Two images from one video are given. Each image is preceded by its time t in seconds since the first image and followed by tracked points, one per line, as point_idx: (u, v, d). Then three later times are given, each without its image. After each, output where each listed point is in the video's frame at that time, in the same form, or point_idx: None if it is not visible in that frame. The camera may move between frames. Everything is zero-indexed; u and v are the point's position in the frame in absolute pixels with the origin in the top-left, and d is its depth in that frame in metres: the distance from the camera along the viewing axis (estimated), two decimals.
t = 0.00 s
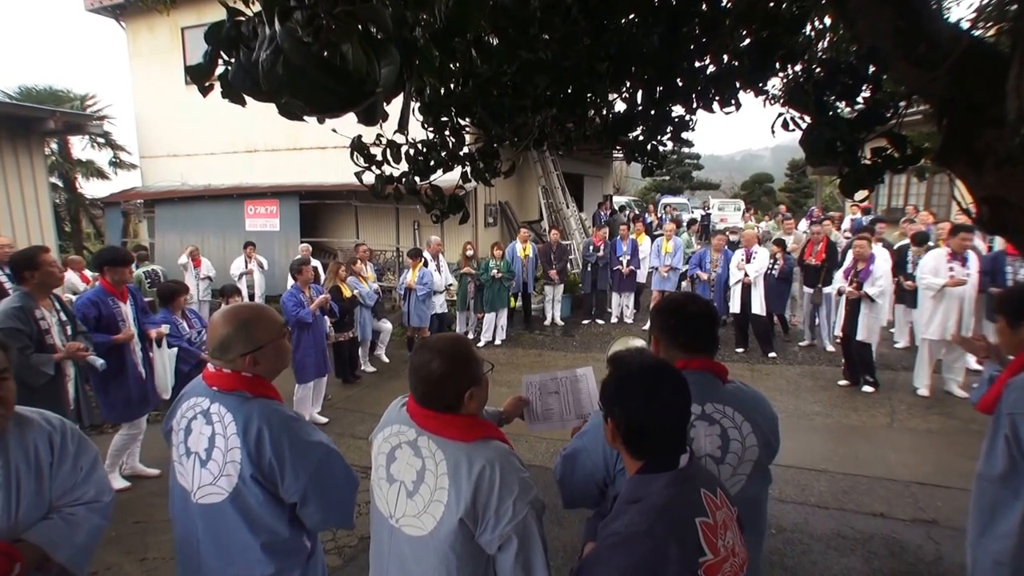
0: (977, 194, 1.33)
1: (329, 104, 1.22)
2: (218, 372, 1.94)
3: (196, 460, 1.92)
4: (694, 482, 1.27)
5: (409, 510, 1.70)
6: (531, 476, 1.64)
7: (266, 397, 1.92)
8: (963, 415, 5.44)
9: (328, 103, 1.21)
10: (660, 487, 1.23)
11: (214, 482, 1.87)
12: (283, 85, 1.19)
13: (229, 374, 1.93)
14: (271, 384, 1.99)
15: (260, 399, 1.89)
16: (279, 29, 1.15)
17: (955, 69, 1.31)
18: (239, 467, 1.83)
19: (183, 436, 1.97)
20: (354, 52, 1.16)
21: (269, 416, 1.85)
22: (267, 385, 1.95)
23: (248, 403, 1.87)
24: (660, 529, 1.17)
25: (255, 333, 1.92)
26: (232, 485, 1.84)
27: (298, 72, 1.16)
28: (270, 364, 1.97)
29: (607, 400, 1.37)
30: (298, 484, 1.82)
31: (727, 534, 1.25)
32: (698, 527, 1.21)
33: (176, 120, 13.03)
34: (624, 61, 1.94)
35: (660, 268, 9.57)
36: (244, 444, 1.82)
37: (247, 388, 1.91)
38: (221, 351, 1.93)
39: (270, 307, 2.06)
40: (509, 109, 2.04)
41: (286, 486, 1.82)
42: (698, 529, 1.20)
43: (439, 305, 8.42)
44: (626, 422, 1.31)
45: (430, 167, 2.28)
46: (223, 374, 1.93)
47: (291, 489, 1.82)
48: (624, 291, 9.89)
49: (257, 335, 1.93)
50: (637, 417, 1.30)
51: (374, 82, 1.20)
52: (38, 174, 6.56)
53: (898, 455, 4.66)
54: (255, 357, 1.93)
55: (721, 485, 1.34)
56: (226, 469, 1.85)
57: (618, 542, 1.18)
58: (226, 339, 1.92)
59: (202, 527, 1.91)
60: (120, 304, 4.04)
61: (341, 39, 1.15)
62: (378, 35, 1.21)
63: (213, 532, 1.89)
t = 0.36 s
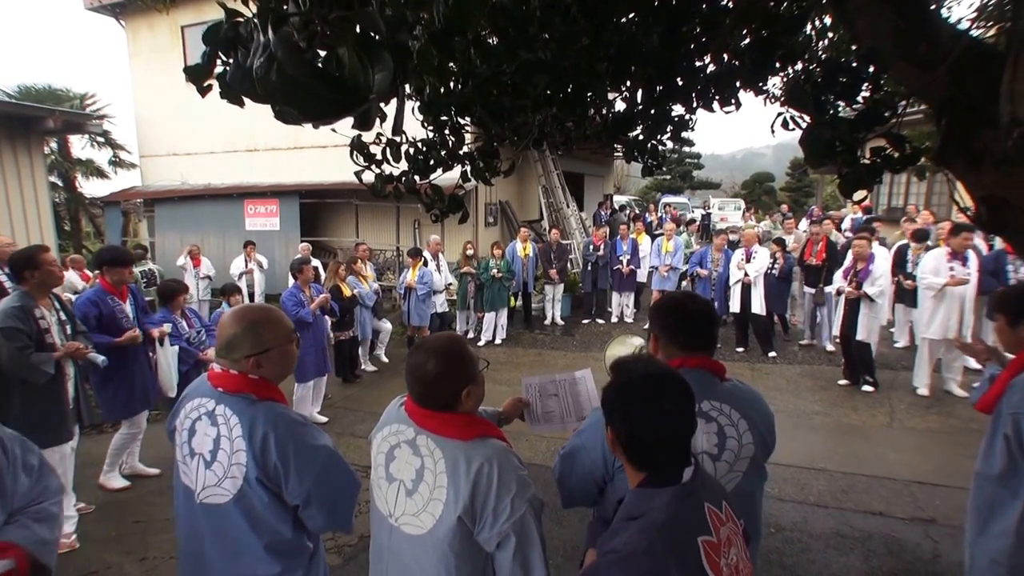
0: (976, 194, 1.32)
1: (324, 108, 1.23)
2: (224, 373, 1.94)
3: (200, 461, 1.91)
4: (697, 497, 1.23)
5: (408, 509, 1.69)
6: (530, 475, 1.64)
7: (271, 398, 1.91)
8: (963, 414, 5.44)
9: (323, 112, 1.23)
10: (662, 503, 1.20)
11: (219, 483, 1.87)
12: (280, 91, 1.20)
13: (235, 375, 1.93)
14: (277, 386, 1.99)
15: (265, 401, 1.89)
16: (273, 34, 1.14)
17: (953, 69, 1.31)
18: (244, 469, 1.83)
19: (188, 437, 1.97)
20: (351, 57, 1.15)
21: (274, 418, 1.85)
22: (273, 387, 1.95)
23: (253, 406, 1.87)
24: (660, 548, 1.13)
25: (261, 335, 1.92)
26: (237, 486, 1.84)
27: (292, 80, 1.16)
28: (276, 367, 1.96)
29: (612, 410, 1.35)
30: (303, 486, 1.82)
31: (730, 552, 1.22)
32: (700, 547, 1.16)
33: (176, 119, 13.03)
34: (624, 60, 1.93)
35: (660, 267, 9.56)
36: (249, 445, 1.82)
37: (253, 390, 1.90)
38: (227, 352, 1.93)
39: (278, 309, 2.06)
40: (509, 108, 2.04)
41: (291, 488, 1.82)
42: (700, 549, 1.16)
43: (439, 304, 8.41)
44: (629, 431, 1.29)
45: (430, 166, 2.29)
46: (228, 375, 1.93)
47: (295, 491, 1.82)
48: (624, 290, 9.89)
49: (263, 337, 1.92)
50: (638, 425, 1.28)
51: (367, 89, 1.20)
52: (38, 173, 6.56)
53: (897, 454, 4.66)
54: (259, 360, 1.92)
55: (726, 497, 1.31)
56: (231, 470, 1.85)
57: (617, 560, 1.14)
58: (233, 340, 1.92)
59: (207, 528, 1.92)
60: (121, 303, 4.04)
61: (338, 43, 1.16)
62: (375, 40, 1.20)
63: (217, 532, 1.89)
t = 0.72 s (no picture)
0: (974, 194, 1.30)
1: (323, 112, 1.22)
2: (225, 374, 1.93)
3: (201, 463, 1.91)
4: (704, 513, 1.22)
5: (406, 506, 1.69)
6: (528, 473, 1.65)
7: (273, 400, 1.91)
8: (964, 414, 5.43)
9: (322, 115, 1.23)
10: (666, 518, 1.19)
11: (221, 484, 1.87)
12: (279, 94, 1.19)
13: (236, 377, 1.92)
14: (278, 388, 1.98)
15: (267, 403, 1.89)
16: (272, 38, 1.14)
17: (952, 68, 1.31)
18: (247, 470, 1.83)
19: (188, 439, 1.96)
20: (349, 59, 1.16)
21: (276, 419, 1.85)
22: (275, 389, 1.94)
23: (256, 407, 1.87)
24: (662, 565, 1.13)
25: (264, 336, 1.91)
26: (240, 488, 1.84)
27: (293, 84, 1.15)
28: (278, 368, 1.95)
29: (616, 417, 1.34)
30: (305, 487, 1.82)
31: (736, 568, 1.22)
32: (704, 565, 1.17)
33: (176, 118, 13.03)
34: (623, 60, 1.92)
35: (661, 267, 9.55)
36: (252, 447, 1.82)
37: (255, 391, 1.90)
38: (228, 354, 1.92)
39: (279, 310, 2.05)
40: (508, 108, 2.03)
41: (293, 489, 1.82)
42: (703, 566, 1.16)
43: (439, 304, 8.41)
44: (632, 440, 1.28)
45: (429, 166, 2.29)
46: (230, 377, 1.92)
47: (297, 491, 1.82)
48: (624, 289, 9.89)
49: (265, 338, 1.92)
50: (640, 431, 1.27)
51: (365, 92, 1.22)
52: (38, 173, 6.56)
53: (898, 454, 4.65)
54: (262, 361, 1.92)
55: (735, 511, 1.30)
56: (233, 472, 1.85)
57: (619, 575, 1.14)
58: (235, 341, 1.91)
59: (209, 530, 1.91)
60: (121, 302, 4.05)
61: (337, 46, 1.16)
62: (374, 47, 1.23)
63: (220, 534, 1.89)
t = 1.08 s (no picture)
0: (972, 194, 1.29)
1: (323, 113, 1.20)
2: (224, 374, 1.92)
3: (204, 463, 1.90)
4: (694, 525, 1.18)
5: (405, 503, 1.69)
6: (526, 468, 1.65)
7: (274, 397, 1.91)
8: (964, 413, 5.43)
9: (323, 116, 1.21)
10: (649, 526, 1.17)
11: (224, 484, 1.87)
12: (281, 94, 1.18)
13: (236, 375, 1.92)
14: (278, 384, 1.99)
15: (269, 400, 1.89)
16: (274, 40, 1.13)
17: (950, 70, 1.31)
18: (251, 468, 1.83)
19: (188, 441, 1.95)
20: (349, 59, 1.16)
21: (279, 417, 1.85)
22: (274, 385, 1.95)
23: (256, 405, 1.87)
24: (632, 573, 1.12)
25: (263, 331, 1.92)
26: (244, 486, 1.84)
27: (295, 84, 1.14)
28: (278, 363, 1.97)
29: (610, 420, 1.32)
30: (308, 483, 1.82)
31: None
32: None
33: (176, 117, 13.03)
34: (623, 60, 1.92)
35: (661, 266, 9.55)
36: (254, 444, 1.82)
37: (256, 388, 1.90)
38: (228, 353, 1.92)
39: (272, 307, 2.05)
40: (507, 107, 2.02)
41: (297, 485, 1.82)
42: None
43: (439, 303, 8.40)
44: (625, 445, 1.26)
45: (428, 164, 2.30)
46: (229, 376, 1.92)
47: (302, 487, 1.82)
48: (625, 289, 9.89)
49: (267, 334, 1.93)
50: (633, 439, 1.25)
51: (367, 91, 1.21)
52: (37, 172, 6.56)
53: (899, 453, 4.64)
54: (265, 356, 1.93)
55: (739, 528, 1.23)
56: (237, 471, 1.85)
57: None
58: (233, 341, 1.90)
59: (213, 530, 1.91)
60: (121, 302, 4.04)
61: (338, 46, 1.16)
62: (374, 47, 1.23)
63: (225, 533, 1.89)
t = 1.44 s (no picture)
0: (967, 194, 1.28)
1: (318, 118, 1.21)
2: (219, 374, 1.92)
3: (200, 463, 1.91)
4: (690, 530, 1.12)
5: (405, 502, 1.69)
6: (525, 467, 1.65)
7: (268, 396, 1.91)
8: (964, 413, 5.43)
9: (319, 120, 1.22)
10: (646, 523, 1.14)
11: (220, 483, 1.87)
12: (277, 104, 1.20)
13: (230, 375, 1.91)
14: (272, 383, 1.98)
15: (264, 399, 1.89)
16: (270, 50, 1.16)
17: (947, 70, 1.31)
18: (246, 467, 1.83)
19: (184, 441, 1.96)
20: (345, 64, 1.18)
21: (274, 416, 1.85)
22: (267, 383, 1.95)
23: (252, 404, 1.87)
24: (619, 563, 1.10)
25: (256, 328, 1.92)
26: (239, 485, 1.84)
27: (292, 91, 1.17)
28: (273, 361, 1.97)
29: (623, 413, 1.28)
30: (304, 482, 1.82)
31: None
32: None
33: (176, 116, 13.03)
34: (620, 61, 1.91)
35: (662, 266, 9.54)
36: (249, 444, 1.82)
37: (249, 388, 1.90)
38: (222, 353, 1.91)
39: (266, 306, 2.06)
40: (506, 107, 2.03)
41: (292, 484, 1.82)
42: None
43: (440, 302, 8.39)
44: (634, 440, 1.22)
45: (428, 164, 2.30)
46: (223, 376, 1.91)
47: (297, 486, 1.82)
48: (625, 288, 9.89)
49: (261, 331, 1.93)
50: (645, 441, 1.21)
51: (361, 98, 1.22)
52: (37, 171, 6.56)
53: (899, 454, 4.64)
54: (259, 354, 1.92)
55: (745, 538, 1.15)
56: (232, 470, 1.85)
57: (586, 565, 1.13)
58: (227, 340, 1.90)
59: (209, 530, 1.92)
60: (122, 302, 4.03)
61: (333, 51, 1.17)
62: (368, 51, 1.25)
63: (221, 534, 1.90)
